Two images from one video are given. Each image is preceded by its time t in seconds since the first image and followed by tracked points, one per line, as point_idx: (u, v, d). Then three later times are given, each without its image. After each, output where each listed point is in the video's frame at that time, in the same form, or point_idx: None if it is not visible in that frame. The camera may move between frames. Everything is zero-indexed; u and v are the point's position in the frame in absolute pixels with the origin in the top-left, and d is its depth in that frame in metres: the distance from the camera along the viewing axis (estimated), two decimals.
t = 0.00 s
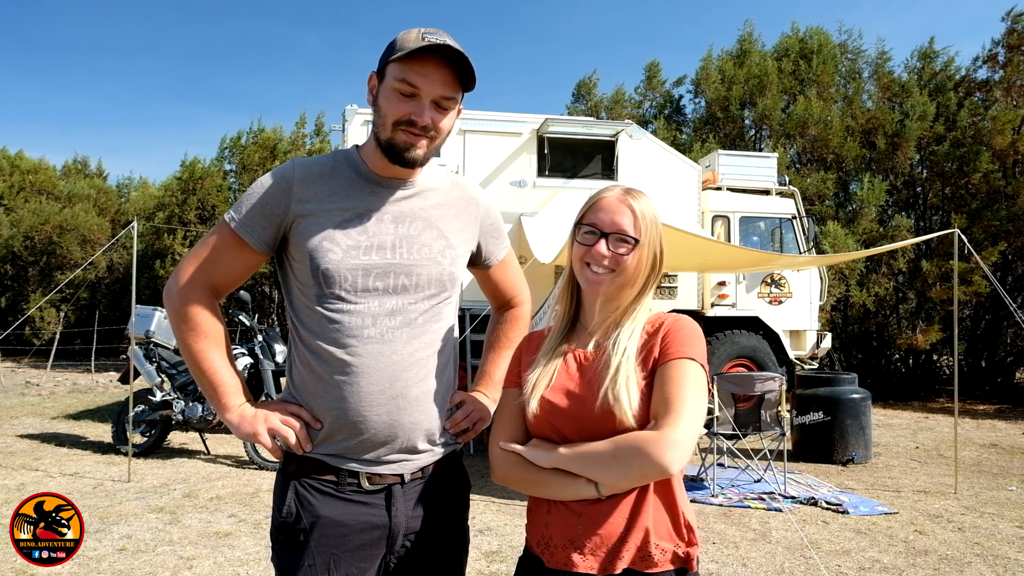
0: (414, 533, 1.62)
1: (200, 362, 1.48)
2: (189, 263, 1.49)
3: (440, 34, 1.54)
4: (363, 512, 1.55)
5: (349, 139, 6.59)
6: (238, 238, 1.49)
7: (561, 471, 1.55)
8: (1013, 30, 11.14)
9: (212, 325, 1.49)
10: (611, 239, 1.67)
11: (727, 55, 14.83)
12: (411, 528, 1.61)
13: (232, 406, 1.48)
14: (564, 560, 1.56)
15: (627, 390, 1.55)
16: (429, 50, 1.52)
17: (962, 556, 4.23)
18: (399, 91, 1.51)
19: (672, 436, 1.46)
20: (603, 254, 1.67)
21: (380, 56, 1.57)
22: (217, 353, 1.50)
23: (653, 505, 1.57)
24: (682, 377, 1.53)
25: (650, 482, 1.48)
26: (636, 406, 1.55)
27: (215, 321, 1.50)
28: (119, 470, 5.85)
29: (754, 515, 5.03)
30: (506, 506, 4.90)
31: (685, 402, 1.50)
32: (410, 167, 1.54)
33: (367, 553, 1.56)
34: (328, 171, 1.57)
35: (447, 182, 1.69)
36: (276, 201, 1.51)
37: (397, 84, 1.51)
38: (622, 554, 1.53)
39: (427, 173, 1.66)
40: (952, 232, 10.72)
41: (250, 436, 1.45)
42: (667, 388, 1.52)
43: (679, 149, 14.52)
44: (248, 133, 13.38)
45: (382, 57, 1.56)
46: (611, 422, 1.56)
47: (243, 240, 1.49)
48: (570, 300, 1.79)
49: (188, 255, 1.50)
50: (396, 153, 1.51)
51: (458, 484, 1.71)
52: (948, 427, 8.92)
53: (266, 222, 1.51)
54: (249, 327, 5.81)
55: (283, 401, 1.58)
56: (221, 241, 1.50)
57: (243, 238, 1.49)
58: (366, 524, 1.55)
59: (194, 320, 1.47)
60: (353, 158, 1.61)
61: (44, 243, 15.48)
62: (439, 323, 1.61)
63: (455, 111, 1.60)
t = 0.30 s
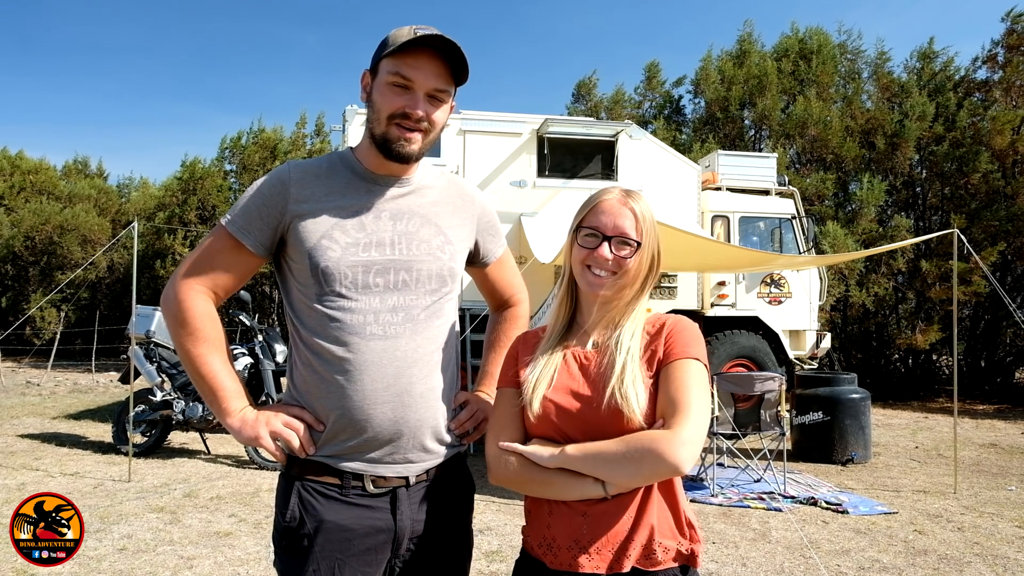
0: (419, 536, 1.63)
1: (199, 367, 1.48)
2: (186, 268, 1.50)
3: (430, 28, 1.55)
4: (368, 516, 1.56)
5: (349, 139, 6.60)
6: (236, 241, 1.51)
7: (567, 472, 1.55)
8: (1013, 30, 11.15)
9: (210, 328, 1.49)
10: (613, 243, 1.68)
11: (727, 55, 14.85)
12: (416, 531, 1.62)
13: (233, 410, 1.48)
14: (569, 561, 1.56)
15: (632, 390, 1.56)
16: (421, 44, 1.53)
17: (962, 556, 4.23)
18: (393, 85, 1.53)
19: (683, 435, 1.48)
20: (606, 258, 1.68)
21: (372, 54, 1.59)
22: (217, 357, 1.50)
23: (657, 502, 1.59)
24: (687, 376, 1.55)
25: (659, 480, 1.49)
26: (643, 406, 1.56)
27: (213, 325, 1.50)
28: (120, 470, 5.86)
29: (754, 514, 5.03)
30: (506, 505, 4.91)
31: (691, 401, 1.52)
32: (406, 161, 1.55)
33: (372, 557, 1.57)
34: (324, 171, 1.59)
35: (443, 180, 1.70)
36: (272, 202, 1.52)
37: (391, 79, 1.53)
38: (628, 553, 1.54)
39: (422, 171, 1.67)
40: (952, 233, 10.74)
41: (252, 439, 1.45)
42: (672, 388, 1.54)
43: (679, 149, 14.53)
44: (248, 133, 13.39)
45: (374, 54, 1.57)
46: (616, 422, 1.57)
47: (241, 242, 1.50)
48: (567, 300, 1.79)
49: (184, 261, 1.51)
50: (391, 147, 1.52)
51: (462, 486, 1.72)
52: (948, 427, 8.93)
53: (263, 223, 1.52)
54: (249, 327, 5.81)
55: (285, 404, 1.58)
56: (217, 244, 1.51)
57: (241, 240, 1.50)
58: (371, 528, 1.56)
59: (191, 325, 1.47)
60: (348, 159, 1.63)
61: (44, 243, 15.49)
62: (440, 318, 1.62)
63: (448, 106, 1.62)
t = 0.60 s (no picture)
0: (421, 538, 1.62)
1: (198, 368, 1.47)
2: (187, 267, 1.50)
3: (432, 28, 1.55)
4: (369, 518, 1.56)
5: (349, 139, 6.60)
6: (237, 240, 1.50)
7: (560, 471, 1.54)
8: (1013, 30, 11.13)
9: (210, 328, 1.49)
10: (610, 245, 1.67)
11: (727, 55, 14.84)
12: (418, 533, 1.61)
13: (233, 411, 1.47)
14: (561, 561, 1.56)
15: (625, 391, 1.55)
16: (423, 43, 1.53)
17: (962, 556, 4.23)
18: (394, 84, 1.52)
19: (673, 435, 1.47)
20: (603, 260, 1.68)
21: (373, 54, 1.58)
22: (217, 357, 1.49)
23: (650, 504, 1.58)
24: (680, 377, 1.54)
25: (651, 481, 1.48)
26: (637, 405, 1.56)
27: (214, 324, 1.50)
28: (119, 470, 5.85)
29: (754, 515, 5.03)
30: (506, 506, 4.90)
31: (685, 401, 1.51)
32: (407, 161, 1.54)
33: (373, 561, 1.57)
34: (325, 171, 1.58)
35: (443, 180, 1.69)
36: (273, 201, 1.51)
37: (392, 78, 1.52)
38: (619, 555, 1.54)
39: (423, 171, 1.67)
40: (952, 233, 10.73)
41: (251, 440, 1.43)
42: (666, 389, 1.54)
43: (679, 149, 14.52)
44: (248, 133, 13.38)
45: (375, 53, 1.57)
46: (610, 423, 1.56)
47: (242, 242, 1.50)
48: (566, 302, 1.79)
49: (184, 261, 1.50)
50: (392, 147, 1.51)
51: (464, 487, 1.72)
52: (948, 427, 8.92)
53: (264, 222, 1.51)
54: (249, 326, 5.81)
55: (286, 406, 1.58)
56: (219, 245, 1.51)
57: (242, 240, 1.50)
58: (373, 530, 1.56)
59: (191, 324, 1.46)
60: (350, 159, 1.62)
61: (44, 243, 15.49)
62: (441, 317, 1.61)
63: (450, 105, 1.61)
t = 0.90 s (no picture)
0: (419, 539, 1.62)
1: (199, 363, 1.47)
2: (189, 260, 1.49)
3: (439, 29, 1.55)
4: (368, 518, 1.56)
5: (349, 139, 6.60)
6: (241, 235, 1.50)
7: (557, 471, 1.55)
8: (1013, 30, 11.12)
9: (210, 323, 1.48)
10: (611, 245, 1.67)
11: (727, 55, 14.84)
12: (417, 533, 1.61)
13: (232, 408, 1.46)
14: (558, 561, 1.56)
15: (625, 392, 1.55)
16: (429, 44, 1.53)
17: (962, 556, 4.23)
18: (400, 84, 1.52)
19: (672, 436, 1.47)
20: (603, 260, 1.68)
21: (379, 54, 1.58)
22: (217, 353, 1.49)
23: (647, 506, 1.58)
24: (679, 378, 1.55)
25: (649, 481, 1.48)
26: (636, 406, 1.56)
27: (216, 319, 1.49)
28: (119, 470, 5.85)
29: (754, 515, 5.02)
30: (506, 506, 4.90)
31: (684, 403, 1.51)
32: (413, 160, 1.54)
33: (371, 560, 1.56)
34: (329, 168, 1.58)
35: (448, 180, 1.69)
36: (277, 197, 1.52)
37: (398, 78, 1.52)
38: (616, 556, 1.53)
39: (428, 171, 1.67)
40: (952, 233, 10.73)
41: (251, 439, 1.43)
42: (666, 391, 1.53)
43: (679, 149, 14.53)
44: (248, 133, 13.38)
45: (381, 54, 1.57)
46: (610, 424, 1.56)
47: (246, 237, 1.50)
48: (566, 303, 1.78)
49: (187, 254, 1.50)
50: (397, 147, 1.52)
51: (462, 487, 1.72)
52: (948, 427, 8.92)
53: (267, 218, 1.51)
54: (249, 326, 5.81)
55: (285, 403, 1.58)
56: (222, 239, 1.51)
57: (246, 235, 1.50)
58: (371, 530, 1.56)
59: (192, 319, 1.46)
60: (354, 156, 1.62)
61: (44, 243, 15.50)
62: (443, 316, 1.61)
63: (455, 106, 1.61)
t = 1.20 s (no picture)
0: (420, 538, 1.62)
1: (200, 365, 1.47)
2: (189, 262, 1.49)
3: (444, 40, 1.54)
4: (369, 517, 1.56)
5: (349, 139, 6.60)
6: (240, 237, 1.50)
7: (559, 470, 1.55)
8: (1013, 30, 11.12)
9: (211, 326, 1.49)
10: (613, 247, 1.67)
11: (727, 55, 14.84)
12: (417, 533, 1.61)
13: (233, 409, 1.46)
14: (561, 561, 1.56)
15: (627, 393, 1.55)
16: (435, 55, 1.52)
17: (962, 556, 4.23)
18: (403, 94, 1.51)
19: (675, 436, 1.47)
20: (606, 261, 1.68)
21: (382, 58, 1.57)
22: (218, 354, 1.50)
23: (649, 506, 1.58)
24: (681, 378, 1.55)
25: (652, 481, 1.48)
26: (639, 407, 1.56)
27: (216, 321, 1.50)
28: (119, 470, 5.85)
29: (754, 514, 5.03)
30: (506, 506, 4.90)
31: (686, 403, 1.51)
32: (415, 167, 1.54)
33: (373, 560, 1.56)
34: (330, 170, 1.58)
35: (449, 180, 1.69)
36: (278, 200, 1.52)
37: (401, 88, 1.51)
38: (618, 555, 1.54)
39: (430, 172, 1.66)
40: (952, 232, 10.73)
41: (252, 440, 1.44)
42: (668, 391, 1.54)
43: (679, 149, 14.53)
44: (248, 133, 13.39)
45: (385, 59, 1.56)
46: (613, 425, 1.56)
47: (245, 239, 1.50)
48: (567, 302, 1.78)
49: (186, 256, 1.50)
50: (400, 157, 1.52)
51: (462, 487, 1.72)
52: (948, 427, 8.92)
53: (267, 221, 1.51)
54: (249, 327, 5.80)
55: (286, 404, 1.58)
56: (221, 242, 1.50)
57: (245, 238, 1.50)
58: (372, 529, 1.56)
59: (192, 321, 1.46)
60: (355, 158, 1.62)
61: (44, 243, 15.50)
62: (443, 318, 1.61)
63: (458, 115, 1.60)
